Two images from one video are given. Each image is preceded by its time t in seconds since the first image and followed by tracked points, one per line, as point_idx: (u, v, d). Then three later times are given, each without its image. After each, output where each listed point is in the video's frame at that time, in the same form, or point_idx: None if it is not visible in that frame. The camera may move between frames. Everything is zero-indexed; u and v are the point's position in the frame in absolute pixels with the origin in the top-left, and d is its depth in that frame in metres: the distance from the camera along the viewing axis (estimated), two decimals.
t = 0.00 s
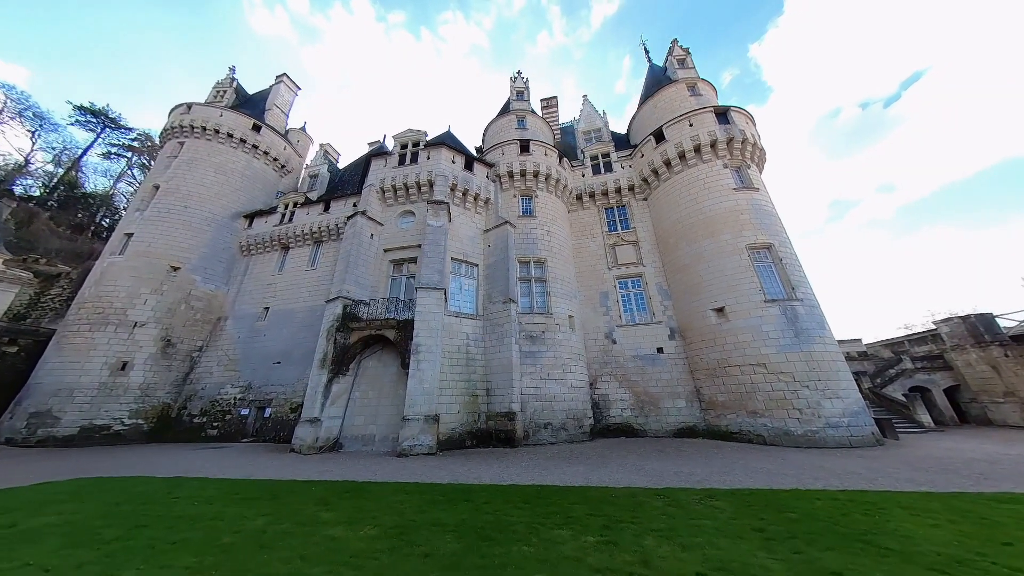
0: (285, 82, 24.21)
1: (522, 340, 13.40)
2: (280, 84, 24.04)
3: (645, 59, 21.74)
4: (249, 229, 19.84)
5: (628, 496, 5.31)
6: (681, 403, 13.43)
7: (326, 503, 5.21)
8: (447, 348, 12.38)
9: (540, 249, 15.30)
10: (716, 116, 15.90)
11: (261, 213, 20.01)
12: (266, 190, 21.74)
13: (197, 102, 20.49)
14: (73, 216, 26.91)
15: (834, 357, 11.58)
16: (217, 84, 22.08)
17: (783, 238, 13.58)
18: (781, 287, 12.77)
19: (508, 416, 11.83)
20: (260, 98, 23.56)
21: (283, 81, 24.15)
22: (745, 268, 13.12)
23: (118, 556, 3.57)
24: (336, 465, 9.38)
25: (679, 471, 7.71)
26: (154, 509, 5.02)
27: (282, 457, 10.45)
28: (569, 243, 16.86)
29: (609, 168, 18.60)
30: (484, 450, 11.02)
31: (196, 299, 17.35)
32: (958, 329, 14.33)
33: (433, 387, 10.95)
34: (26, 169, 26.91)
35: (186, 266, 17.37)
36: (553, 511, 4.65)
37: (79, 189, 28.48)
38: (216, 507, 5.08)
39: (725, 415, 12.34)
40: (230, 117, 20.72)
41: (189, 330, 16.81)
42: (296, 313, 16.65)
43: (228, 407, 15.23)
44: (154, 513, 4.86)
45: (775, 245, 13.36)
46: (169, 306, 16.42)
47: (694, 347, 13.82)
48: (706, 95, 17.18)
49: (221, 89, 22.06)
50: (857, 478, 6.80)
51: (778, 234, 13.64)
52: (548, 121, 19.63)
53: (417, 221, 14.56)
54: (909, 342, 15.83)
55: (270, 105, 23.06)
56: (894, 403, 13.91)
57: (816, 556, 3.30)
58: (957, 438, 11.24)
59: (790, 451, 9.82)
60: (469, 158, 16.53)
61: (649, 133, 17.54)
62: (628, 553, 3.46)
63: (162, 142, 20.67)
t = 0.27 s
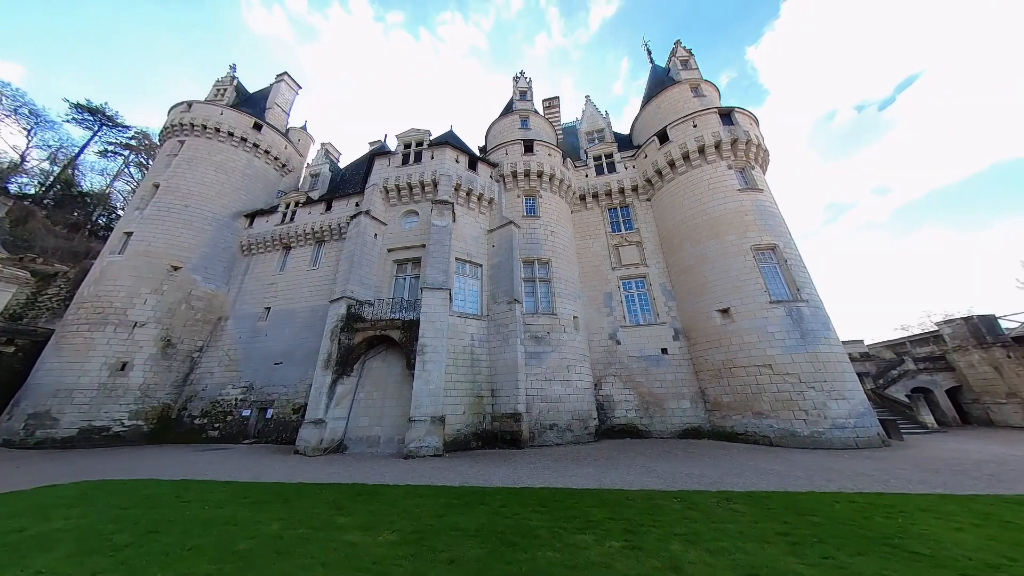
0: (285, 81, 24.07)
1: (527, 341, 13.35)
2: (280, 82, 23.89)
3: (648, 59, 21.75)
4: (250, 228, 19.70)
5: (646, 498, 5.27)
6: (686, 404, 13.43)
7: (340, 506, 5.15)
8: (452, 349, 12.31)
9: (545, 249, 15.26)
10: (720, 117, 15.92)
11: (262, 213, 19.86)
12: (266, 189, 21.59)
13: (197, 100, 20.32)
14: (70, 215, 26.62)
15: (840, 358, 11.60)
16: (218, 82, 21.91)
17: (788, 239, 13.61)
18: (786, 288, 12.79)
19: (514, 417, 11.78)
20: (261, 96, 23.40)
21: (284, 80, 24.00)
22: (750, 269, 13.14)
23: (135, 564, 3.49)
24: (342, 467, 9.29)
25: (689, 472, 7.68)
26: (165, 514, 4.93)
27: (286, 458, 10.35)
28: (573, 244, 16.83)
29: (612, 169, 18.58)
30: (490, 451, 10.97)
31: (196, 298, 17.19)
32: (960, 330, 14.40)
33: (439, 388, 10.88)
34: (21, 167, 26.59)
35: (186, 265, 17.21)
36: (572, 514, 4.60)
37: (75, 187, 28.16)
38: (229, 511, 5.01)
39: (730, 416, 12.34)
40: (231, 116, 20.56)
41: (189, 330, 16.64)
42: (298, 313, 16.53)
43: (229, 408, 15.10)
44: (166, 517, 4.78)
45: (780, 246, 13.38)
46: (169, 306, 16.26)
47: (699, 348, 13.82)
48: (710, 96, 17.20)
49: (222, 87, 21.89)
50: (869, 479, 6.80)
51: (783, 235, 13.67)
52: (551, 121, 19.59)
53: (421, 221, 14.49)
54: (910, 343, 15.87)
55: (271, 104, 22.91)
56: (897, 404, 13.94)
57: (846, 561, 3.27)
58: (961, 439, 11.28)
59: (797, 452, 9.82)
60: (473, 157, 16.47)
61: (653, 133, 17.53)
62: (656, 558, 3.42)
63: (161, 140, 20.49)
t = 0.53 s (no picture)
0: (286, 79, 23.96)
1: (531, 340, 13.35)
2: (281, 80, 23.78)
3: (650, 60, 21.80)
4: (250, 227, 19.57)
5: (659, 496, 5.26)
6: (689, 403, 13.45)
7: (353, 504, 5.11)
8: (456, 348, 12.28)
9: (548, 248, 15.25)
10: (723, 117, 15.97)
11: (263, 211, 19.75)
12: (267, 187, 21.47)
13: (197, 98, 20.18)
14: (66, 213, 26.34)
15: (843, 357, 11.66)
16: (218, 79, 21.78)
17: (791, 239, 13.67)
18: (789, 288, 12.85)
19: (518, 416, 11.76)
20: (261, 94, 23.28)
21: (285, 78, 23.89)
22: (753, 269, 13.18)
23: (151, 562, 3.44)
24: (348, 466, 9.24)
25: (697, 471, 7.69)
26: (175, 512, 4.87)
27: (290, 458, 10.28)
28: (576, 243, 16.83)
29: (614, 168, 18.61)
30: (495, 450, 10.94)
31: (197, 297, 17.06)
32: (960, 330, 14.51)
33: (444, 387, 10.84)
34: (16, 164, 26.28)
35: (186, 264, 17.08)
36: (588, 511, 4.58)
37: (71, 184, 27.87)
38: (240, 509, 4.95)
39: (733, 415, 12.38)
40: (231, 113, 20.44)
41: (189, 329, 16.51)
42: (300, 312, 16.44)
43: (230, 407, 14.99)
44: (177, 516, 4.72)
45: (782, 245, 13.44)
46: (169, 305, 16.13)
47: (702, 347, 13.85)
48: (712, 96, 17.25)
49: (222, 84, 21.76)
50: (877, 477, 6.83)
51: (786, 235, 13.73)
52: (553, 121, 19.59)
53: (424, 219, 14.46)
54: (910, 343, 16.00)
55: (272, 102, 22.80)
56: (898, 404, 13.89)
57: (870, 556, 3.27)
58: (962, 438, 11.36)
59: (802, 451, 9.86)
60: (476, 156, 16.44)
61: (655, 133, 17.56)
62: (678, 554, 3.41)
63: (161, 138, 20.35)
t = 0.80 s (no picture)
0: (286, 77, 23.81)
1: (535, 340, 13.32)
2: (281, 78, 23.62)
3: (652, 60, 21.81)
4: (250, 225, 19.44)
5: (672, 497, 5.23)
6: (692, 403, 13.46)
7: (363, 506, 5.05)
8: (460, 348, 12.22)
9: (551, 248, 15.23)
10: (726, 117, 15.98)
11: (263, 209, 19.62)
12: (267, 186, 21.31)
13: (197, 95, 20.01)
14: (62, 210, 26.06)
15: (846, 357, 11.69)
16: (217, 77, 21.61)
17: (794, 240, 13.70)
18: (793, 288, 12.87)
19: (522, 416, 11.72)
20: (261, 92, 23.12)
21: (285, 76, 23.74)
22: (757, 269, 13.19)
23: (163, 566, 3.37)
24: (352, 466, 9.17)
25: (705, 471, 7.67)
26: (183, 514, 4.79)
27: (293, 458, 10.19)
28: (578, 243, 16.81)
29: (617, 168, 18.59)
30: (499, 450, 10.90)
31: (196, 296, 16.90)
32: (961, 331, 14.57)
33: (448, 387, 10.78)
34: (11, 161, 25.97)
35: (186, 262, 16.93)
36: (603, 513, 4.55)
37: (67, 182, 27.57)
38: (249, 511, 4.88)
39: (737, 415, 12.38)
40: (231, 111, 20.29)
41: (189, 328, 16.36)
42: (301, 311, 16.33)
43: (230, 407, 14.87)
44: (185, 518, 4.64)
45: (786, 246, 13.46)
46: (168, 304, 15.98)
47: (705, 347, 13.85)
48: (715, 96, 17.26)
49: (221, 82, 21.59)
50: (886, 477, 6.83)
51: (789, 235, 13.75)
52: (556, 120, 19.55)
53: (427, 218, 14.39)
54: (911, 343, 16.07)
55: (271, 100, 22.64)
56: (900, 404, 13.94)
57: (894, 558, 3.24)
58: (965, 438, 11.41)
59: (807, 451, 9.87)
60: (479, 155, 16.38)
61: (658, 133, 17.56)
62: (700, 556, 3.38)
63: (160, 135, 20.18)
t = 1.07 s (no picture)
0: (286, 75, 23.66)
1: (537, 340, 13.28)
2: (281, 76, 23.48)
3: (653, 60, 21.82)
4: (250, 224, 19.30)
5: (683, 497, 5.20)
6: (694, 403, 13.45)
7: (372, 507, 4.99)
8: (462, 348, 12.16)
9: (553, 247, 15.19)
10: (728, 118, 15.99)
11: (262, 208, 19.49)
12: (266, 184, 21.17)
13: (196, 92, 19.85)
14: (57, 208, 25.79)
15: (849, 357, 11.70)
16: (217, 74, 21.45)
17: (796, 240, 13.71)
18: (795, 288, 12.89)
19: (525, 416, 11.67)
20: (260, 90, 22.97)
21: (284, 74, 23.59)
22: (759, 269, 13.19)
23: (170, 570, 3.30)
24: (355, 466, 9.10)
25: (711, 471, 7.65)
26: (188, 517, 4.72)
27: (294, 458, 10.11)
28: (580, 243, 16.77)
29: (618, 168, 18.59)
30: (502, 450, 10.85)
31: (195, 295, 16.76)
32: (961, 331, 14.63)
33: (451, 386, 10.73)
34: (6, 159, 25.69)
35: (185, 261, 16.78)
36: (615, 514, 4.50)
37: (63, 180, 27.27)
38: (256, 513, 4.81)
39: (739, 415, 12.38)
40: (230, 109, 20.15)
41: (188, 327, 16.21)
42: (301, 311, 16.22)
43: (230, 407, 14.74)
44: (190, 521, 4.55)
45: (788, 246, 13.47)
46: (167, 303, 15.83)
47: (707, 347, 13.85)
48: (717, 97, 17.26)
49: (221, 79, 21.44)
50: (893, 477, 6.83)
51: (791, 235, 13.76)
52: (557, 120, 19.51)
53: (430, 217, 14.36)
54: (910, 343, 16.15)
55: (271, 98, 22.50)
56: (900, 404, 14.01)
57: (913, 560, 3.22)
58: (966, 438, 11.45)
59: (811, 451, 9.88)
60: (481, 155, 16.32)
61: (660, 133, 17.56)
62: (718, 559, 3.34)
63: (158, 133, 20.01)
